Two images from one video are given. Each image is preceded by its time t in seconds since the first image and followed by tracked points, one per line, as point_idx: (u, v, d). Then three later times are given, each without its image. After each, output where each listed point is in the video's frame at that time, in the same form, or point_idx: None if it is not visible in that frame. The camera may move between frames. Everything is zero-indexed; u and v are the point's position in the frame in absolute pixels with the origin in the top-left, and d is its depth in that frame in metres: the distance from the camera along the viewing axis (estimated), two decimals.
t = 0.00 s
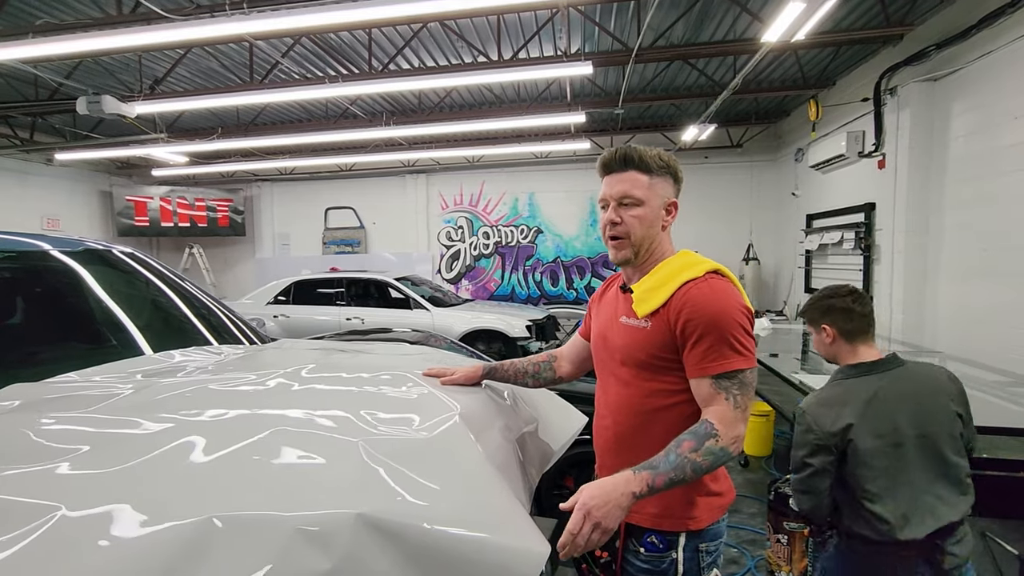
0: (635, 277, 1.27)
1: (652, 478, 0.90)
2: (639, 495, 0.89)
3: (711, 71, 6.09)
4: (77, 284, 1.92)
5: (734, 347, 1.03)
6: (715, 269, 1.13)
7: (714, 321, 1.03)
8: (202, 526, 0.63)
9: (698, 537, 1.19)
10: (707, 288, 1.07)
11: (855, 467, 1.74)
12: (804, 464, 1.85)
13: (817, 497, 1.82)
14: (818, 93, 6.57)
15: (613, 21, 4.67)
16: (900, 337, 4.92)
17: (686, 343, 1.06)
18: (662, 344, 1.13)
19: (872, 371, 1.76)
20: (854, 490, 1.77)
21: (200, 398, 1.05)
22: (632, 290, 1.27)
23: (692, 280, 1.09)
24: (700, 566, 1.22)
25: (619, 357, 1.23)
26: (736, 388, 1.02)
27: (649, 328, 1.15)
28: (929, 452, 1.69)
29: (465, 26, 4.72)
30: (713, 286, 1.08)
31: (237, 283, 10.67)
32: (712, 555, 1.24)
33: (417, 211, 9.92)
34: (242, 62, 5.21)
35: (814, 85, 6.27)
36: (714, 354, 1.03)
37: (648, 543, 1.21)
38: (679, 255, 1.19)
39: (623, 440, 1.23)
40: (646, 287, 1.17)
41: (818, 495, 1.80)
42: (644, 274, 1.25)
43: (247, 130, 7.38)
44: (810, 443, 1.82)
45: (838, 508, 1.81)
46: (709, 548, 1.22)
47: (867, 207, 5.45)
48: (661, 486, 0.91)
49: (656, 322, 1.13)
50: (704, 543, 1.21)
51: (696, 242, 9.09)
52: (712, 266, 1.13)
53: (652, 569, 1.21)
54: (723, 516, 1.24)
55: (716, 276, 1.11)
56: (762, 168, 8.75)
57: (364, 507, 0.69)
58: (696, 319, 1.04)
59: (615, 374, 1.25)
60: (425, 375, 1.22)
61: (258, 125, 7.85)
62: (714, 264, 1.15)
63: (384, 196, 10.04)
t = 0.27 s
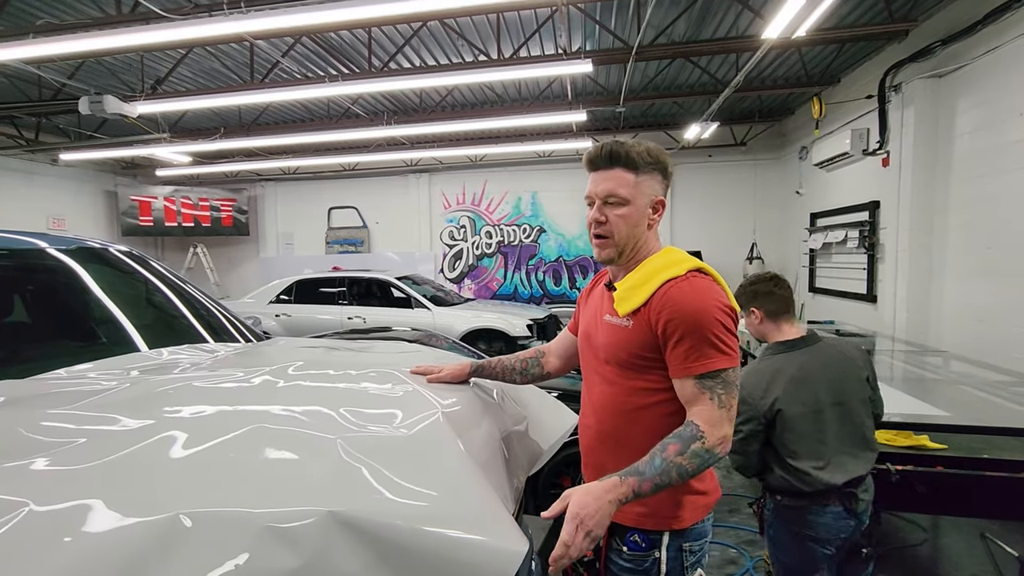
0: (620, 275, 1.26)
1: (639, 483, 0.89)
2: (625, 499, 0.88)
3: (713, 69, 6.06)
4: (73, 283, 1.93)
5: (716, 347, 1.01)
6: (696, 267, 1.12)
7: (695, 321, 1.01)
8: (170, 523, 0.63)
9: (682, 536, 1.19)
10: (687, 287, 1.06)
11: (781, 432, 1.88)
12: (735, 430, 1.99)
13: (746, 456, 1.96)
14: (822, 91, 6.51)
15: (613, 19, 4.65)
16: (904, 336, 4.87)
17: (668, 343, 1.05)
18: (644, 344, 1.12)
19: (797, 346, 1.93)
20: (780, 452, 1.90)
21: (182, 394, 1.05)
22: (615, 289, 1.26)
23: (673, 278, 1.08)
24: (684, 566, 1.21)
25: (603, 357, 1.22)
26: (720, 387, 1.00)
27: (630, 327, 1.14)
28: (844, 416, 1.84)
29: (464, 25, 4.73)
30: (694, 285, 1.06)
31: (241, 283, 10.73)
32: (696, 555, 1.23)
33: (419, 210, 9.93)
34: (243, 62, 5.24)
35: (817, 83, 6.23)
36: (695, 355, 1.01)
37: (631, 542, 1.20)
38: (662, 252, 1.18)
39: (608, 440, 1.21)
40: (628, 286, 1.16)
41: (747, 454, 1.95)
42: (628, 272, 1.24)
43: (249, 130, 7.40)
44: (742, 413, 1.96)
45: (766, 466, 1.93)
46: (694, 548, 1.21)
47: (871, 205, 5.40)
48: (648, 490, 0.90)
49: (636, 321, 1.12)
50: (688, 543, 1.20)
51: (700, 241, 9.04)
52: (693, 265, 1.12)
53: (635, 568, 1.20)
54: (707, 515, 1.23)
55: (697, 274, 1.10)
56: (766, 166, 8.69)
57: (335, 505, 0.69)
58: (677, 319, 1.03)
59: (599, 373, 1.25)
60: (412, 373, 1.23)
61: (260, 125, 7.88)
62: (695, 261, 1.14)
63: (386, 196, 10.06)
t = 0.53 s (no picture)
0: (610, 273, 1.26)
1: (618, 459, 0.89)
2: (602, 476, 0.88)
3: (717, 67, 6.02)
4: (75, 282, 1.95)
5: (703, 342, 1.01)
6: (684, 265, 1.12)
7: (681, 317, 1.01)
8: (151, 519, 0.64)
9: (669, 535, 1.19)
10: (674, 284, 1.06)
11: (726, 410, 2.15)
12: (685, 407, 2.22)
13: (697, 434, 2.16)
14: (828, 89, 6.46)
15: (614, 17, 4.64)
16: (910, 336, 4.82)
17: (654, 338, 1.05)
18: (632, 340, 1.12)
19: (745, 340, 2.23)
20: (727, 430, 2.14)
21: (173, 392, 1.06)
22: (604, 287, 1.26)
23: (658, 276, 1.09)
24: (672, 565, 1.22)
25: (591, 354, 1.22)
26: (709, 380, 0.99)
27: (616, 324, 1.14)
28: (776, 401, 2.18)
29: (466, 25, 4.73)
30: (681, 282, 1.07)
31: (246, 282, 10.79)
32: (683, 553, 1.23)
33: (423, 210, 9.95)
34: (246, 62, 5.27)
35: (822, 81, 6.18)
36: (682, 349, 1.01)
37: (619, 540, 1.19)
38: (653, 251, 1.18)
39: (595, 437, 1.21)
40: (616, 282, 1.16)
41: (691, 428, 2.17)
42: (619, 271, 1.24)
43: (254, 130, 7.44)
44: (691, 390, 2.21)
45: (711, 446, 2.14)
46: (681, 546, 1.21)
47: (877, 204, 5.35)
48: (628, 470, 0.89)
49: (622, 318, 1.13)
50: (675, 541, 1.20)
51: (704, 240, 8.99)
52: (682, 263, 1.12)
53: (623, 566, 1.19)
54: (695, 514, 1.23)
55: (684, 272, 1.10)
56: (772, 165, 8.63)
57: (316, 503, 0.69)
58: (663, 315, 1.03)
59: (587, 370, 1.25)
60: (403, 372, 1.24)
61: (265, 125, 7.92)
62: (683, 260, 1.14)
63: (391, 195, 10.08)
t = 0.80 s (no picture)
0: (609, 272, 1.26)
1: (613, 441, 0.91)
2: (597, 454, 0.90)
3: (723, 66, 6.00)
4: (84, 282, 1.97)
5: (702, 338, 1.01)
6: (682, 264, 1.13)
7: (680, 314, 1.01)
8: (154, 516, 0.65)
9: (666, 534, 1.19)
10: (673, 282, 1.06)
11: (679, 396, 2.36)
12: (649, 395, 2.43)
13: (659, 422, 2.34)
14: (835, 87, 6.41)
15: (619, 17, 4.63)
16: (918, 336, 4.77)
17: (654, 336, 1.05)
18: (630, 339, 1.12)
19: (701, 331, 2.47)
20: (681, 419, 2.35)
21: (176, 391, 1.07)
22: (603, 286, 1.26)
23: (658, 276, 1.09)
24: (668, 564, 1.21)
25: (589, 355, 1.22)
26: (709, 375, 0.99)
27: (616, 322, 1.14)
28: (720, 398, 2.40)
29: (471, 25, 4.74)
30: (680, 281, 1.07)
31: (254, 282, 10.87)
32: (681, 553, 1.23)
33: (429, 210, 9.97)
34: (254, 64, 5.31)
35: (830, 79, 6.14)
36: (681, 346, 1.01)
37: (615, 539, 1.20)
38: (652, 250, 1.18)
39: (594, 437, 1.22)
40: (615, 281, 1.17)
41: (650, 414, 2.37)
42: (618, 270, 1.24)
43: (261, 130, 7.49)
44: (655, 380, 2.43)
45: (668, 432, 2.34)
46: (678, 546, 1.21)
47: (884, 203, 5.30)
48: (621, 451, 0.90)
49: (621, 316, 1.13)
50: (672, 540, 1.20)
51: (711, 240, 8.95)
52: (680, 262, 1.13)
53: (619, 565, 1.20)
54: (693, 513, 1.23)
55: (683, 272, 1.11)
56: (779, 165, 8.58)
57: (315, 501, 0.70)
58: (661, 312, 1.03)
59: (585, 370, 1.25)
60: (405, 372, 1.25)
61: (272, 126, 7.97)
62: (682, 259, 1.15)
63: (397, 196, 10.12)
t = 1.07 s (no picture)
0: (615, 274, 1.27)
1: (617, 420, 0.95)
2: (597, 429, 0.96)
3: (730, 66, 5.98)
4: (98, 283, 2.01)
5: (707, 342, 1.02)
6: (688, 267, 1.14)
7: (685, 317, 1.02)
8: (171, 513, 0.67)
9: (669, 534, 1.19)
10: (679, 286, 1.07)
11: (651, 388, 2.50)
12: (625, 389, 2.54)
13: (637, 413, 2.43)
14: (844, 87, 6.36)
15: (626, 18, 4.63)
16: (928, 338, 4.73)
17: (659, 339, 1.06)
18: (636, 342, 1.13)
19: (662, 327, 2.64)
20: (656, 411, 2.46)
21: (188, 390, 1.09)
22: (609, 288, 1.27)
23: (664, 279, 1.10)
24: (671, 564, 1.22)
25: (595, 357, 1.23)
26: (713, 378, 1.01)
27: (621, 325, 1.15)
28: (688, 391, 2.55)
29: (478, 27, 4.76)
30: (686, 284, 1.08)
31: (262, 282, 10.96)
32: (684, 553, 1.23)
33: (436, 211, 10.01)
34: (262, 66, 5.36)
35: (838, 79, 6.10)
36: (686, 348, 1.02)
37: (619, 539, 1.21)
38: (658, 253, 1.19)
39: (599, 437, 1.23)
40: (622, 284, 1.17)
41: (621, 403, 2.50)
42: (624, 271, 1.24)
43: (269, 132, 7.55)
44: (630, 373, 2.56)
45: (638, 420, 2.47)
46: (682, 546, 1.21)
47: (893, 204, 5.26)
48: (622, 432, 0.95)
49: (627, 319, 1.14)
50: (675, 541, 1.20)
51: (718, 240, 8.92)
52: (686, 265, 1.13)
53: (622, 565, 1.21)
54: (696, 514, 1.24)
55: (688, 275, 1.11)
56: (787, 165, 8.53)
57: (326, 499, 0.71)
58: (667, 315, 1.04)
59: (590, 372, 1.26)
60: (413, 372, 1.26)
61: (280, 127, 8.03)
62: (687, 262, 1.16)
63: (404, 196, 10.17)
